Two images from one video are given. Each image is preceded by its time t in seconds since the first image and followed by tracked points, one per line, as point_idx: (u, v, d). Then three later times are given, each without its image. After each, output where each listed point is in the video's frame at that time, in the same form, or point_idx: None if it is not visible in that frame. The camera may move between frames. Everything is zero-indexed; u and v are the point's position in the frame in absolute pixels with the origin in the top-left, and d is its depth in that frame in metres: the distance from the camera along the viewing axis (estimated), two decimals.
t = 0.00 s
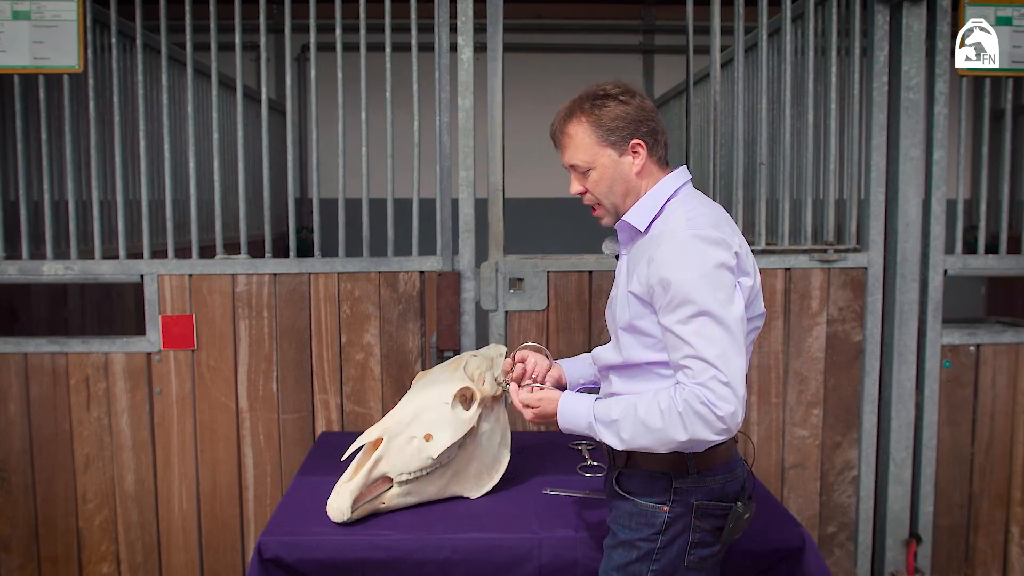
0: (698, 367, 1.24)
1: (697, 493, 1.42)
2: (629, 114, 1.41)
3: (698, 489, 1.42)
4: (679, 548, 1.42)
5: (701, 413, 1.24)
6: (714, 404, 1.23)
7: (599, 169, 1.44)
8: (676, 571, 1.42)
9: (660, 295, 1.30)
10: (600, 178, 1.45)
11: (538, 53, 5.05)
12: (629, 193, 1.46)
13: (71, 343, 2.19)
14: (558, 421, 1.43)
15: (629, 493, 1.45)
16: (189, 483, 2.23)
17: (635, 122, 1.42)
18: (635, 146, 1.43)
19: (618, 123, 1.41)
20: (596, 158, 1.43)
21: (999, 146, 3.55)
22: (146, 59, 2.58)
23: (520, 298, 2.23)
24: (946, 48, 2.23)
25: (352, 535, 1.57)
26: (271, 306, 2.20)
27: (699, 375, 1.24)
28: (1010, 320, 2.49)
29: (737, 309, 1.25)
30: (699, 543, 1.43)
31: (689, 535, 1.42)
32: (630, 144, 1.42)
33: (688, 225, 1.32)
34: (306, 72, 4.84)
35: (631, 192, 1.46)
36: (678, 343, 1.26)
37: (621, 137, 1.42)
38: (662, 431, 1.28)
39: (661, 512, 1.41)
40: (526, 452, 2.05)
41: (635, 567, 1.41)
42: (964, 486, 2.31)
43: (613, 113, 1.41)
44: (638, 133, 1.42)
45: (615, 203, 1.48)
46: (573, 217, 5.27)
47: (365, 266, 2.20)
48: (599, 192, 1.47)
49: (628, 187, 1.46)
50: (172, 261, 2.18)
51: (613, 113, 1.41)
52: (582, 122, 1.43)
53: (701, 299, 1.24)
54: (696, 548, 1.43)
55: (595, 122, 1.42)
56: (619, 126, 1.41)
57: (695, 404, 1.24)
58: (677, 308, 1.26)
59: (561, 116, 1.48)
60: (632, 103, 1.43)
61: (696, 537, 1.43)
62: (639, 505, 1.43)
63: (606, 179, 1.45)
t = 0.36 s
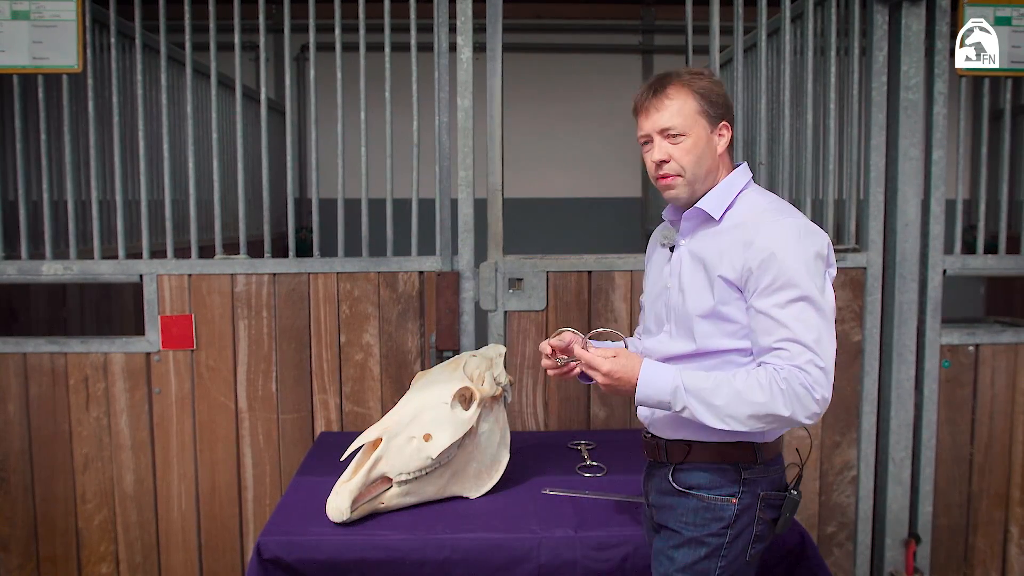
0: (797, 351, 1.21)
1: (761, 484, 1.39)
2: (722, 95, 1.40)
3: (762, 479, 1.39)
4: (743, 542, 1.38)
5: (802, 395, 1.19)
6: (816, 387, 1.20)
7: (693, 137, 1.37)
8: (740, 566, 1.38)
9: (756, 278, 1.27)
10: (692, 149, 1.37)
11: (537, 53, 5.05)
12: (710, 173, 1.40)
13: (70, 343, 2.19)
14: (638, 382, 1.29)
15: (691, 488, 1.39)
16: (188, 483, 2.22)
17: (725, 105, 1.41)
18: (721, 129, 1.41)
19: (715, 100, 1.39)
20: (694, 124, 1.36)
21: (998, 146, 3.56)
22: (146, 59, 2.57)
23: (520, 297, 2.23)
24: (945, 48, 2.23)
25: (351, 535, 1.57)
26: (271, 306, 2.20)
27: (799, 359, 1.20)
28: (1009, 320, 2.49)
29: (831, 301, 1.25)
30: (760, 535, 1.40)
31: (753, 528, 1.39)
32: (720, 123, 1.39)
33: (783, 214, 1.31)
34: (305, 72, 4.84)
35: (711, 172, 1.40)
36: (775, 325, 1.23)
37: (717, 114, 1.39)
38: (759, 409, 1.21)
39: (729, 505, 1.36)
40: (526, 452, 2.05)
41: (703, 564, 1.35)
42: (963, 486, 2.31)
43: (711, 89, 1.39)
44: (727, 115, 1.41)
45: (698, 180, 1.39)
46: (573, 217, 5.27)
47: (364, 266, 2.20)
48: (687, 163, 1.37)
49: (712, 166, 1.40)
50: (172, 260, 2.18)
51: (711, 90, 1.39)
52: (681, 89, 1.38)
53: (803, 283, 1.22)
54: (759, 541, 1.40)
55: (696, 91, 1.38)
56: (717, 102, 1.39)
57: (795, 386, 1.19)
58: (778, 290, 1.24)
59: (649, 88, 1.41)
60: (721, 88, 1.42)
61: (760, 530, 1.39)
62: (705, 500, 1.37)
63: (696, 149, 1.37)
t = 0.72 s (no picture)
0: (857, 330, 1.20)
1: (801, 476, 1.38)
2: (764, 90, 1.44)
3: (802, 471, 1.37)
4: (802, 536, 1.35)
5: (865, 370, 1.17)
6: (876, 365, 1.18)
7: (745, 117, 1.37)
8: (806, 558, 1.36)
9: (815, 263, 1.27)
10: (744, 128, 1.37)
11: (536, 53, 5.05)
12: (754, 157, 1.41)
13: (69, 343, 2.18)
14: (708, 328, 1.21)
15: (743, 495, 1.33)
16: (187, 483, 2.22)
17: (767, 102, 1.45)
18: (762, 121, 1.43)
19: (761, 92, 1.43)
20: (746, 106, 1.38)
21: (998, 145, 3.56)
22: (145, 59, 2.57)
23: (518, 298, 2.24)
24: (944, 48, 2.23)
25: (350, 535, 1.57)
26: (270, 307, 2.20)
27: (861, 337, 1.20)
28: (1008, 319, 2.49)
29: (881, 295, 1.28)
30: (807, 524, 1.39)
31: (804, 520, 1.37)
32: (763, 114, 1.42)
33: (835, 209, 1.34)
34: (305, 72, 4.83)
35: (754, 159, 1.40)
36: (835, 304, 1.22)
37: (762, 104, 1.42)
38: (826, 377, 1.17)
39: (786, 505, 1.33)
40: (525, 452, 2.05)
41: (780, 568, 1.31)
42: (962, 486, 2.31)
43: (759, 82, 1.43)
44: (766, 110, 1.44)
45: (745, 160, 1.39)
46: (572, 217, 5.27)
47: (363, 266, 2.20)
48: (740, 139, 1.36)
49: (756, 152, 1.40)
50: (171, 260, 2.18)
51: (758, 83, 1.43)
52: (733, 74, 1.40)
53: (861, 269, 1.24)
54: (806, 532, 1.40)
55: (746, 79, 1.40)
56: (762, 93, 1.42)
57: (858, 361, 1.18)
58: (838, 273, 1.24)
59: (698, 73, 1.44)
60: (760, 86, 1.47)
61: (808, 523, 1.39)
62: (763, 505, 1.32)
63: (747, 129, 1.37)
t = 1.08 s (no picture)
0: (884, 327, 1.21)
1: (822, 473, 1.35)
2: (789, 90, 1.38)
3: (823, 468, 1.35)
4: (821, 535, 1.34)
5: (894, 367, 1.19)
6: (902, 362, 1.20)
7: (769, 124, 1.32)
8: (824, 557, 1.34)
9: (840, 257, 1.25)
10: (768, 135, 1.32)
11: (536, 53, 5.05)
12: (770, 161, 1.36)
13: (68, 343, 2.18)
14: (752, 331, 1.18)
15: (767, 496, 1.30)
16: (187, 483, 2.22)
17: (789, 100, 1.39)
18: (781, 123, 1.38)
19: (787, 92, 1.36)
20: (772, 113, 1.31)
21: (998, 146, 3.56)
22: (144, 59, 2.57)
23: (518, 298, 2.24)
24: (944, 48, 2.23)
25: (350, 536, 1.57)
26: (269, 307, 2.20)
27: (888, 335, 1.21)
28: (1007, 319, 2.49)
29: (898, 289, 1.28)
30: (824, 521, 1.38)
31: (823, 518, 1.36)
32: (784, 117, 1.36)
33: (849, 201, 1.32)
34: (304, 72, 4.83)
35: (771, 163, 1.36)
36: (860, 303, 1.22)
37: (784, 107, 1.36)
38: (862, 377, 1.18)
39: (809, 505, 1.31)
40: (525, 452, 2.05)
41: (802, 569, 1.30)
42: (962, 486, 2.31)
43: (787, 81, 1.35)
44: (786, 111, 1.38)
45: (761, 167, 1.34)
46: (572, 217, 5.27)
47: (363, 266, 2.19)
48: (762, 147, 1.31)
49: (772, 157, 1.35)
50: (170, 260, 2.18)
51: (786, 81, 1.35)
52: (763, 75, 1.33)
53: (885, 264, 1.24)
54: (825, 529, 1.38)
55: (774, 80, 1.33)
56: (786, 94, 1.36)
57: (889, 360, 1.19)
58: (864, 269, 1.23)
59: (730, 65, 1.35)
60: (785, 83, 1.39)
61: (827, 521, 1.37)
62: (785, 507, 1.30)
63: (768, 137, 1.32)
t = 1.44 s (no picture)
0: (888, 332, 1.22)
1: (817, 473, 1.34)
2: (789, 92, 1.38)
3: (818, 468, 1.34)
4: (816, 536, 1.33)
5: (898, 372, 1.21)
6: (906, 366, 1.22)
7: (770, 127, 1.32)
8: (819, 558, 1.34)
9: (843, 262, 1.25)
10: (769, 138, 1.32)
11: (535, 53, 5.06)
12: (773, 163, 1.36)
13: (68, 343, 2.18)
14: (765, 325, 1.19)
15: (761, 496, 1.30)
16: (187, 483, 2.22)
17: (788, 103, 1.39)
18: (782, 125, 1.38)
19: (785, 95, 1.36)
20: (773, 116, 1.31)
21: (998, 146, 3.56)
22: (144, 59, 2.57)
23: (518, 298, 2.24)
24: (943, 48, 2.23)
25: (350, 536, 1.57)
26: (269, 307, 2.20)
27: (892, 340, 1.22)
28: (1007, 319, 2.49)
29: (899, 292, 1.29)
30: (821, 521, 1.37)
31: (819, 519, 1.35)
32: (785, 120, 1.36)
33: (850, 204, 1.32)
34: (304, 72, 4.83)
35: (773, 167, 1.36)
36: (866, 309, 1.23)
37: (784, 109, 1.35)
38: (868, 379, 1.19)
39: (803, 506, 1.30)
40: (525, 452, 2.05)
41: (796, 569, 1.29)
42: (961, 486, 2.31)
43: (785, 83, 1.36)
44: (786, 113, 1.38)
45: (764, 170, 1.34)
46: (572, 217, 5.27)
47: (363, 266, 2.19)
48: (763, 150, 1.31)
49: (774, 161, 1.35)
50: (170, 261, 2.18)
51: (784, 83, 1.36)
52: (761, 78, 1.33)
53: (888, 270, 1.24)
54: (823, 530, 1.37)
55: (773, 83, 1.33)
56: (785, 97, 1.36)
57: (894, 364, 1.21)
58: (869, 275, 1.23)
59: (727, 69, 1.35)
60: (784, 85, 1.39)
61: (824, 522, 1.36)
62: (779, 507, 1.29)
63: (770, 139, 1.32)
